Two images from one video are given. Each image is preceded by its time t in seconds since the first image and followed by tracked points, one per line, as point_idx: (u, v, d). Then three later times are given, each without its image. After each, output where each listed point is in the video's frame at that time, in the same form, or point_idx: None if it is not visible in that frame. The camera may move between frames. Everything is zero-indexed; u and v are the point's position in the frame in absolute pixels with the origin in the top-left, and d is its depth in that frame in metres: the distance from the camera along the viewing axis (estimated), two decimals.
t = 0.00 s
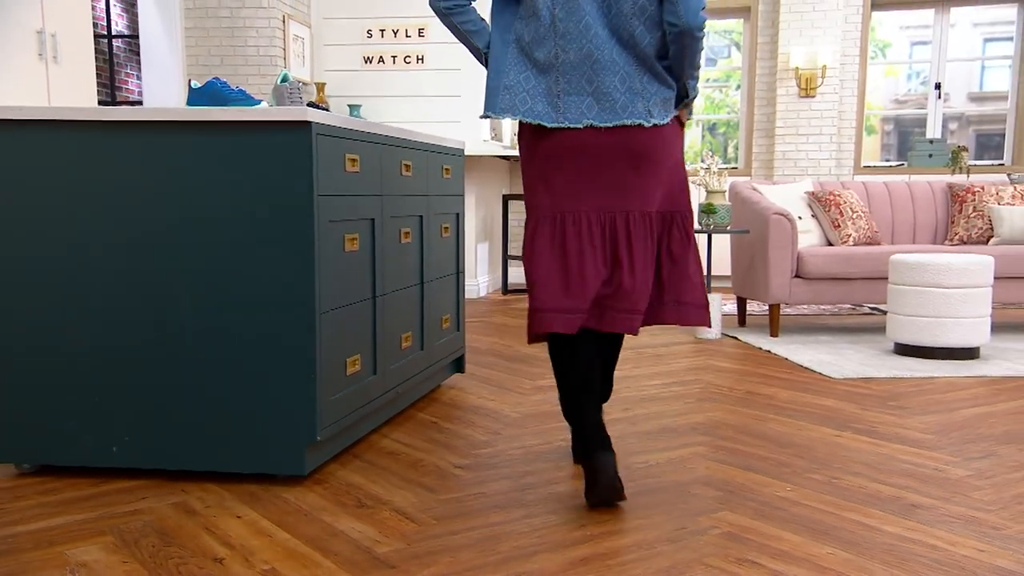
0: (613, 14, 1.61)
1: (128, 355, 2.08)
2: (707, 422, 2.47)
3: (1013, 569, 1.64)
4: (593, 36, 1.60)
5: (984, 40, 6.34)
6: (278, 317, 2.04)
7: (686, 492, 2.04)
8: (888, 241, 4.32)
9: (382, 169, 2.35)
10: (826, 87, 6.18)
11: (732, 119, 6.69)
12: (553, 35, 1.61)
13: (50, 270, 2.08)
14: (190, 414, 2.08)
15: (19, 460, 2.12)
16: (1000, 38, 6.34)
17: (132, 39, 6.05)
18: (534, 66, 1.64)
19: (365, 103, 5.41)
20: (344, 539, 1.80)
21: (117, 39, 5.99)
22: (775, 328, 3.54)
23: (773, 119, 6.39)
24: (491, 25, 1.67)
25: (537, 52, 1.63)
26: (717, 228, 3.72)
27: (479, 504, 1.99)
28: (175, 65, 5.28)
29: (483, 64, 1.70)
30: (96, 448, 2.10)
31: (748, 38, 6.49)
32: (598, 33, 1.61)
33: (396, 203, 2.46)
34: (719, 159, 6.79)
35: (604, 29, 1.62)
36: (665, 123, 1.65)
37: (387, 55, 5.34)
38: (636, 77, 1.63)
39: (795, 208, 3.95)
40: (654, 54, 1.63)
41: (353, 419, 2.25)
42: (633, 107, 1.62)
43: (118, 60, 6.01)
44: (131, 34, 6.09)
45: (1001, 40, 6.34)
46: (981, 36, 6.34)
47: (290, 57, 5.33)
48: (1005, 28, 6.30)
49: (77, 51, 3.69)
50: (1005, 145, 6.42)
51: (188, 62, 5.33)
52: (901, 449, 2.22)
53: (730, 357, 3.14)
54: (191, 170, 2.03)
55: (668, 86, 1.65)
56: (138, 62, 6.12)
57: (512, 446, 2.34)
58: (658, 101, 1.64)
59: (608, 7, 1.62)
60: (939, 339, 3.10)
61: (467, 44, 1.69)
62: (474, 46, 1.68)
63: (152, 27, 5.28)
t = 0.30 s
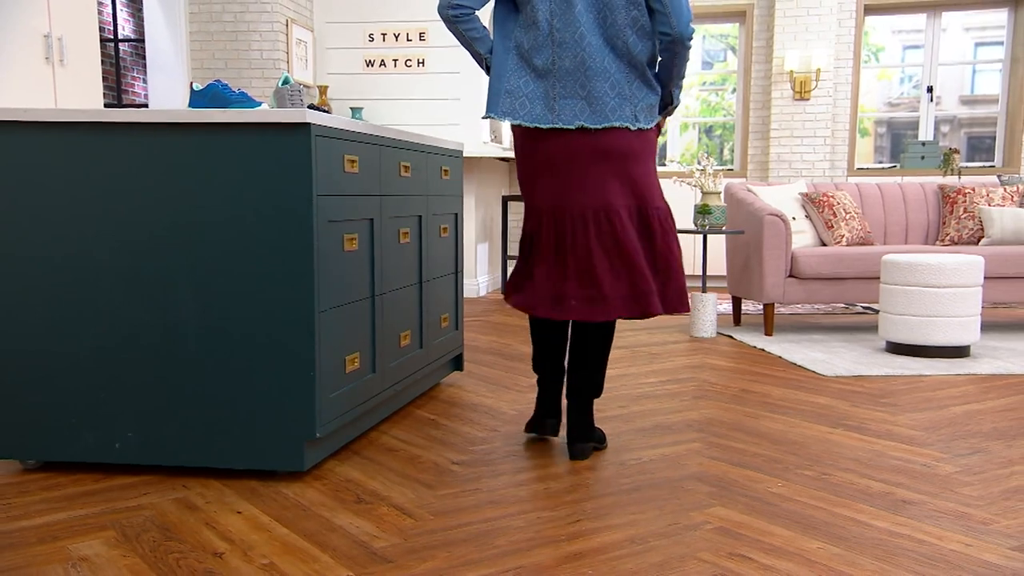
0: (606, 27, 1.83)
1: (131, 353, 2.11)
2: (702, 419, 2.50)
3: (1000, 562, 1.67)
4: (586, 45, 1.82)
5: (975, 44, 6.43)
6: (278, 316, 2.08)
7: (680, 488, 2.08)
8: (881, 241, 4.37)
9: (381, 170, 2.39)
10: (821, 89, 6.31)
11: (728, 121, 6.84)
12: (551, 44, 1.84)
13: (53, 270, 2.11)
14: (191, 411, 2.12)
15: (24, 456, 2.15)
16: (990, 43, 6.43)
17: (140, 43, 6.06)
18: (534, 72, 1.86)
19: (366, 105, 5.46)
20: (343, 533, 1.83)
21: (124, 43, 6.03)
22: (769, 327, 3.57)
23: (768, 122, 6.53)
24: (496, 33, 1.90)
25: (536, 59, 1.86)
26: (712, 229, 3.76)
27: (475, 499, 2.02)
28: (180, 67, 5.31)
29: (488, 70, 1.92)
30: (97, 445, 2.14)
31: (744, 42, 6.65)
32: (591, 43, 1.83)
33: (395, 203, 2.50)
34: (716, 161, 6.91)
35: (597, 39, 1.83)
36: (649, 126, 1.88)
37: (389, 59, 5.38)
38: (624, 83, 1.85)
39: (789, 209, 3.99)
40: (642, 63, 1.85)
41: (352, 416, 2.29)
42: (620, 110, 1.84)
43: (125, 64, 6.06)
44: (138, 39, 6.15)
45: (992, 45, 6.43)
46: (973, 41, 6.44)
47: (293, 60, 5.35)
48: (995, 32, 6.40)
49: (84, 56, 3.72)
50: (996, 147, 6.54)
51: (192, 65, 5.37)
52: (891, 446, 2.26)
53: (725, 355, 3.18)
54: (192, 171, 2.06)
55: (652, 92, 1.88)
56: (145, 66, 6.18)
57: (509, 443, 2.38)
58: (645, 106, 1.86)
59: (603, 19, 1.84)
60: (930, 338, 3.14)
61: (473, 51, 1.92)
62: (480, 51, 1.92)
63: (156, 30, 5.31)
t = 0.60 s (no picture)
0: (600, 51, 2.03)
1: (132, 353, 2.14)
2: (700, 418, 2.52)
3: (992, 560, 1.68)
4: (583, 68, 2.00)
5: (973, 47, 6.45)
6: (278, 315, 2.10)
7: (677, 487, 2.09)
8: (878, 242, 4.38)
9: (381, 171, 2.41)
10: (820, 91, 6.31)
11: (728, 123, 6.86)
12: (550, 66, 2.02)
13: (56, 270, 2.14)
14: (193, 410, 2.14)
15: (28, 455, 2.18)
16: (988, 45, 6.44)
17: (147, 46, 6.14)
18: (534, 92, 2.05)
19: (369, 107, 5.47)
20: (342, 532, 1.85)
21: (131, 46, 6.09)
22: (767, 327, 3.59)
23: (767, 124, 6.54)
24: (499, 55, 2.08)
25: (536, 80, 2.04)
26: (711, 230, 3.77)
27: (473, 498, 2.04)
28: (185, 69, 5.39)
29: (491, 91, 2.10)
30: (98, 444, 2.16)
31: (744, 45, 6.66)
32: (588, 66, 2.02)
33: (395, 204, 2.52)
34: (716, 163, 6.94)
35: (592, 63, 2.02)
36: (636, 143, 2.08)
37: (392, 61, 5.40)
38: (616, 102, 2.04)
39: (787, 210, 4.00)
40: (633, 83, 2.05)
41: (352, 415, 2.31)
42: (613, 126, 2.03)
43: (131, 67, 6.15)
44: (145, 42, 6.20)
45: (990, 48, 6.44)
46: (971, 44, 6.45)
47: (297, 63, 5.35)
48: (994, 35, 6.41)
49: (91, 60, 3.76)
50: (993, 149, 6.55)
51: (197, 68, 5.41)
52: (887, 445, 2.27)
53: (723, 355, 3.19)
54: (193, 172, 2.08)
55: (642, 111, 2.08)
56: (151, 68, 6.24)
57: (508, 442, 2.40)
58: (634, 124, 2.07)
59: (597, 45, 2.04)
60: (926, 339, 3.15)
61: (479, 70, 2.10)
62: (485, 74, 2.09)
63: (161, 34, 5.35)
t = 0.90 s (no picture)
0: (604, 66, 2.34)
1: (138, 356, 2.15)
2: (704, 422, 2.52)
3: (996, 567, 1.68)
4: (593, 81, 2.30)
5: (980, 48, 6.43)
6: (282, 318, 2.11)
7: (680, 491, 2.09)
8: (884, 245, 4.37)
9: (386, 175, 2.42)
10: (826, 94, 6.32)
11: (735, 125, 6.83)
12: (563, 76, 2.28)
13: (63, 273, 2.15)
14: (198, 413, 2.16)
15: (35, 457, 2.20)
16: (996, 47, 6.42)
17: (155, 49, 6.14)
18: (545, 97, 2.29)
19: (376, 110, 5.48)
20: (345, 536, 1.86)
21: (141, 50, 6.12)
22: (773, 329, 3.57)
23: (773, 125, 6.53)
24: (513, 58, 2.28)
25: (548, 85, 2.29)
26: (717, 232, 3.76)
27: (477, 501, 2.05)
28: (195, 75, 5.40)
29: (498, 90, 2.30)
30: (105, 446, 2.18)
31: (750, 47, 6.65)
32: (595, 81, 2.32)
33: (400, 208, 2.53)
34: (722, 165, 6.91)
35: (599, 78, 2.32)
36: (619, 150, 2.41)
37: (399, 64, 5.41)
38: (612, 115, 2.37)
39: (793, 212, 3.99)
40: (626, 99, 2.39)
41: (356, 419, 2.32)
42: (610, 136, 2.35)
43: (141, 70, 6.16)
44: (154, 45, 6.22)
45: (997, 49, 6.42)
46: (977, 45, 6.44)
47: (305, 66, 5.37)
48: (1001, 37, 6.38)
49: (102, 66, 3.79)
50: (1000, 151, 6.50)
51: (206, 71, 5.43)
52: (892, 449, 2.26)
53: (728, 357, 3.18)
54: (198, 176, 2.10)
55: (627, 124, 2.43)
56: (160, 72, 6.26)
57: (512, 445, 2.40)
58: (620, 135, 2.41)
59: (601, 60, 2.34)
60: (931, 342, 3.14)
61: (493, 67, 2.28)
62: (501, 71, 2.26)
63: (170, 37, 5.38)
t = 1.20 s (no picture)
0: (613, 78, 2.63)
1: (143, 362, 2.16)
2: (709, 428, 2.50)
3: None
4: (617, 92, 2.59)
5: (992, 49, 6.36)
6: (286, 324, 2.11)
7: (684, 499, 2.08)
8: (893, 247, 4.33)
9: (391, 180, 2.41)
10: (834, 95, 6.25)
11: (744, 126, 6.81)
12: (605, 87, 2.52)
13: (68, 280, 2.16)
14: (201, 419, 2.16)
15: (40, 462, 2.22)
16: (1008, 47, 6.35)
17: (166, 52, 6.16)
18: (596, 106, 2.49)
19: (385, 112, 5.49)
20: (347, 544, 1.86)
21: (150, 52, 6.15)
22: (780, 333, 3.55)
23: (782, 126, 6.50)
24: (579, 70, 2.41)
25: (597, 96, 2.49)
26: (724, 235, 3.74)
27: (480, 508, 2.05)
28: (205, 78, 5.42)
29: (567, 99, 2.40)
30: (110, 452, 2.19)
31: (759, 48, 6.61)
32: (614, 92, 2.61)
33: (405, 214, 2.52)
34: (730, 166, 6.88)
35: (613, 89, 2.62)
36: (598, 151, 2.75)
37: (407, 66, 5.41)
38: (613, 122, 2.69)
39: (801, 215, 3.96)
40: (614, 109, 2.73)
41: (360, 425, 2.32)
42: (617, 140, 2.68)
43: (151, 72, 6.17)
44: (164, 47, 6.26)
45: (1009, 50, 6.35)
46: (989, 46, 6.37)
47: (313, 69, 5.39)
48: (1013, 36, 6.31)
49: (111, 71, 3.80)
50: (1013, 152, 6.38)
51: (215, 74, 5.44)
52: (899, 456, 2.24)
53: (735, 361, 3.16)
54: (202, 183, 2.10)
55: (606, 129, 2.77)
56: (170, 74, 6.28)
57: (517, 451, 2.40)
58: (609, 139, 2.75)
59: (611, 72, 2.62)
60: (941, 346, 3.11)
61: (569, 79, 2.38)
62: (587, 82, 2.42)
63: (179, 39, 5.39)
